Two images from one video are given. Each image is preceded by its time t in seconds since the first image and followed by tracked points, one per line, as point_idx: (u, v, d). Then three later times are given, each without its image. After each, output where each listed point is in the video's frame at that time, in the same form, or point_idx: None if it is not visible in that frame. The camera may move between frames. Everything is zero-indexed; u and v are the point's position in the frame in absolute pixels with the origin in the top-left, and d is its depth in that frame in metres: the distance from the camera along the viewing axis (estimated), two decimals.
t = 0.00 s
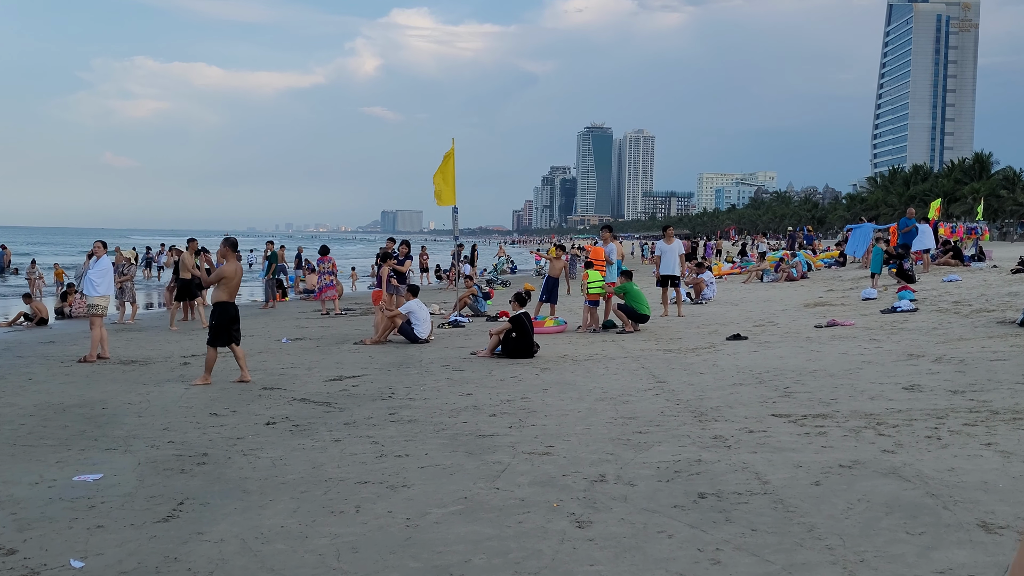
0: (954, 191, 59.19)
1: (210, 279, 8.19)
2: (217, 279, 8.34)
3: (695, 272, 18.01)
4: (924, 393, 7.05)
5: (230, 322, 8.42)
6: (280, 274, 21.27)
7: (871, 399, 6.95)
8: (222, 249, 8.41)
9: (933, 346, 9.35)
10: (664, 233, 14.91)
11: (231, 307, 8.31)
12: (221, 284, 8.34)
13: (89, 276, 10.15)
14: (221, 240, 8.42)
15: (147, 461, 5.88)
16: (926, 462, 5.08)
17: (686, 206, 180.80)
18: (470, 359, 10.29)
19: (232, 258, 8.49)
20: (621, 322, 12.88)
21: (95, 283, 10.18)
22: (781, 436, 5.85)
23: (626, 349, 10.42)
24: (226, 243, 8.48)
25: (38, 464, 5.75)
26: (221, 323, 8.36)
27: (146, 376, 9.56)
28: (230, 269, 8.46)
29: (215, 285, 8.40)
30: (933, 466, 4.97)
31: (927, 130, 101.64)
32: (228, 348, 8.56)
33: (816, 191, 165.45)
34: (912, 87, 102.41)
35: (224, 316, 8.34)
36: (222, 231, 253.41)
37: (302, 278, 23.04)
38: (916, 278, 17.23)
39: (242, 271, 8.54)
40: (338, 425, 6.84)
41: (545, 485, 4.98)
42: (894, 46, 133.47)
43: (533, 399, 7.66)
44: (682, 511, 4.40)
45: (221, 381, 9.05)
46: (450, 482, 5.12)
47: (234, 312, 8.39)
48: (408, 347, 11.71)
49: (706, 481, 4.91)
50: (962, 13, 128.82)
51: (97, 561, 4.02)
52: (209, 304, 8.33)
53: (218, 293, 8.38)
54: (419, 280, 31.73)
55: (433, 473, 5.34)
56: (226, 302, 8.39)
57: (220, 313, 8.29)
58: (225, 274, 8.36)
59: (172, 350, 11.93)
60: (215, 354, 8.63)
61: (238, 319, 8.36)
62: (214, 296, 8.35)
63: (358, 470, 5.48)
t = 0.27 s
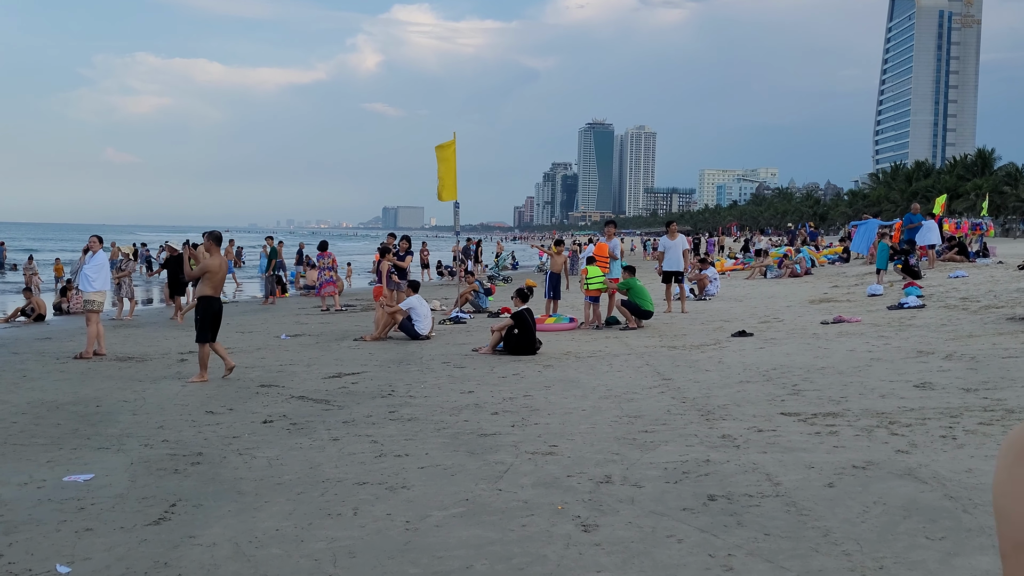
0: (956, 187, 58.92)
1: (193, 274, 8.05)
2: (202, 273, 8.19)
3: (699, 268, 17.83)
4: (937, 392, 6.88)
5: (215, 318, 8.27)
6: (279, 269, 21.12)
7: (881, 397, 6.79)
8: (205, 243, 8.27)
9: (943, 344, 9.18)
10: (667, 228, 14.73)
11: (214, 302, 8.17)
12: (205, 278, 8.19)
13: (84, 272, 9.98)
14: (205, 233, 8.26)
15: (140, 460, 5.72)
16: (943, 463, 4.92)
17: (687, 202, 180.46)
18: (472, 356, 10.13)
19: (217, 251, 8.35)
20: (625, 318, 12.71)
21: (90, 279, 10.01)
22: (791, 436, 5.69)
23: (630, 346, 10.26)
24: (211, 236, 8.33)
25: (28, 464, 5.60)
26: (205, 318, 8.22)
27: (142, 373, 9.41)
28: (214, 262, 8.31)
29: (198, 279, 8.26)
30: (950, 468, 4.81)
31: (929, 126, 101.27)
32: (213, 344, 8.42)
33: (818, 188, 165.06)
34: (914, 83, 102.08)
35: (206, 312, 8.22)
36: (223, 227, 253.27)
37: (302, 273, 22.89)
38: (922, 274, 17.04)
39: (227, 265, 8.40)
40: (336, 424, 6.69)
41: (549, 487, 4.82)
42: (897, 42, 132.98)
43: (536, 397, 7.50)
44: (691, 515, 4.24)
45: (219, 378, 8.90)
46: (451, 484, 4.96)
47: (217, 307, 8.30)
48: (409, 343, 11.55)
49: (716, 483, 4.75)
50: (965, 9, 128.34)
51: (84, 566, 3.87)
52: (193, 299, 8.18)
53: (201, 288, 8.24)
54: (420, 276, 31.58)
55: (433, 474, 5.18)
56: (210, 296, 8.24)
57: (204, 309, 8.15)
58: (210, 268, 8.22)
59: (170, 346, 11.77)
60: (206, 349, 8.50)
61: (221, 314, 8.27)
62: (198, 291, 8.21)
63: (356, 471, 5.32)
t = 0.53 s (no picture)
0: (959, 186, 58.70)
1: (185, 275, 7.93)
2: (192, 275, 8.07)
3: (703, 268, 17.66)
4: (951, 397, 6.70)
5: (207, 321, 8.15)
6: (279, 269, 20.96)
7: (894, 403, 6.61)
8: (197, 244, 8.16)
9: (954, 347, 9.00)
10: (671, 228, 14.55)
11: (207, 304, 8.07)
12: (196, 280, 8.08)
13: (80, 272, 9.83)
14: (196, 234, 8.15)
15: (133, 470, 5.56)
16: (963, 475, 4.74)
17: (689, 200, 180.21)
18: (473, 358, 9.95)
19: (208, 253, 8.24)
20: (629, 320, 12.55)
21: (86, 279, 9.86)
22: (804, 445, 5.52)
23: (635, 349, 10.09)
24: (202, 238, 8.23)
25: (17, 474, 5.44)
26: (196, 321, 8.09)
27: (138, 376, 9.25)
28: (205, 264, 8.20)
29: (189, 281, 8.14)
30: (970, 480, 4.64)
31: (931, 124, 100.97)
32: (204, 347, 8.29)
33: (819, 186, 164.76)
34: (916, 82, 101.79)
35: (198, 314, 8.08)
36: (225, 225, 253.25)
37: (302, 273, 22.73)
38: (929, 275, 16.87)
39: (218, 267, 8.30)
40: (335, 431, 6.52)
41: (555, 499, 4.65)
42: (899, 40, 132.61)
43: (540, 402, 7.33)
44: (704, 531, 4.07)
45: (217, 383, 8.74)
46: (453, 496, 4.80)
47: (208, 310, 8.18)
48: (410, 345, 11.38)
49: (728, 495, 4.58)
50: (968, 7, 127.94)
51: None
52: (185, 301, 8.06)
53: (192, 289, 8.12)
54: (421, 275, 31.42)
55: (435, 485, 5.01)
56: (202, 298, 8.13)
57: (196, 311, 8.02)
58: (201, 269, 8.09)
59: (167, 349, 11.61)
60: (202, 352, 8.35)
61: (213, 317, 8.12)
62: (190, 292, 8.09)
63: (356, 481, 5.16)
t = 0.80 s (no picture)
0: (960, 185, 58.49)
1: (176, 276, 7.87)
2: (183, 275, 8.01)
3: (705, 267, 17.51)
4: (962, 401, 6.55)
5: (200, 321, 8.08)
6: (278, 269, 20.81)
7: (904, 406, 6.45)
8: (189, 244, 8.07)
9: (962, 348, 8.84)
10: (673, 227, 14.39)
11: (197, 305, 8.02)
12: (187, 280, 8.00)
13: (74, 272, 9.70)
14: (188, 233, 8.07)
15: (123, 475, 5.42)
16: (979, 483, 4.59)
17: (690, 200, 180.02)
18: (474, 359, 9.80)
19: (200, 253, 8.16)
20: (631, 320, 12.40)
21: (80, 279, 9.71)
22: (813, 450, 5.37)
23: (637, 350, 9.94)
24: (195, 237, 8.14)
25: (4, 480, 5.29)
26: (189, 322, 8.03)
27: (133, 378, 9.11)
28: (197, 264, 8.13)
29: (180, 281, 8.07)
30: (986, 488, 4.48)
31: (933, 123, 100.72)
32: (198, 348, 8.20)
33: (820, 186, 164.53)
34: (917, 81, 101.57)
35: (190, 315, 8.02)
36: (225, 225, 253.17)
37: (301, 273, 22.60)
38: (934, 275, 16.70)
39: (210, 267, 8.23)
40: (331, 434, 6.38)
41: (557, 507, 4.50)
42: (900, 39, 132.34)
43: (541, 405, 7.18)
44: (712, 541, 3.92)
45: (214, 385, 8.60)
46: (451, 503, 4.65)
47: (201, 310, 8.10)
48: (409, 346, 11.23)
49: (736, 503, 4.43)
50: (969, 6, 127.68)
51: None
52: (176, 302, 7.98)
53: (184, 290, 8.05)
54: (421, 274, 31.27)
55: (433, 492, 4.86)
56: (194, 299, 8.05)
57: (186, 311, 7.96)
58: (192, 269, 8.02)
59: (164, 350, 11.46)
60: (197, 354, 8.26)
61: (205, 318, 8.05)
62: (181, 293, 8.02)
63: (352, 488, 5.01)
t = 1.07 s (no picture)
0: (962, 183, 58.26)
1: (166, 274, 7.79)
2: (175, 273, 7.94)
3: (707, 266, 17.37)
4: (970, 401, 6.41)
5: (192, 319, 8.01)
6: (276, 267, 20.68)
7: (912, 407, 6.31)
8: (180, 242, 7.98)
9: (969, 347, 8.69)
10: (675, 225, 14.24)
11: (189, 304, 7.95)
12: (179, 278, 7.94)
13: (67, 271, 9.58)
14: (180, 230, 7.95)
15: (112, 478, 5.28)
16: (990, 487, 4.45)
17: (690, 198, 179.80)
18: (472, 358, 9.67)
19: (192, 250, 8.05)
20: (632, 319, 12.27)
21: (72, 278, 9.61)
22: (819, 452, 5.23)
23: (639, 349, 9.80)
24: (188, 234, 8.02)
25: None
26: (180, 320, 7.97)
27: (127, 378, 8.98)
28: (189, 262, 8.03)
29: (172, 278, 8.02)
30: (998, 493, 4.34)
31: (934, 121, 100.46)
32: (191, 347, 8.15)
33: (821, 184, 164.24)
34: (918, 79, 101.31)
35: (182, 313, 7.99)
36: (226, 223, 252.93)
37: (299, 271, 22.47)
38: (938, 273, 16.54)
39: (202, 264, 8.13)
40: (325, 435, 6.24)
41: (555, 512, 4.36)
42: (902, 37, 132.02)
43: (541, 405, 7.04)
44: (716, 548, 3.78)
45: (208, 385, 8.47)
46: (447, 508, 4.51)
47: (193, 308, 8.04)
48: (407, 344, 11.09)
49: (741, 508, 4.29)
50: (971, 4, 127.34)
51: None
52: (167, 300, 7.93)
53: (175, 288, 7.99)
54: (421, 272, 31.12)
55: (429, 496, 4.72)
56: (185, 297, 7.99)
57: (178, 310, 7.92)
58: (184, 267, 7.95)
59: (159, 348, 11.33)
60: (191, 353, 8.20)
61: (198, 316, 8.04)
62: (172, 291, 7.96)
63: (345, 492, 4.87)
